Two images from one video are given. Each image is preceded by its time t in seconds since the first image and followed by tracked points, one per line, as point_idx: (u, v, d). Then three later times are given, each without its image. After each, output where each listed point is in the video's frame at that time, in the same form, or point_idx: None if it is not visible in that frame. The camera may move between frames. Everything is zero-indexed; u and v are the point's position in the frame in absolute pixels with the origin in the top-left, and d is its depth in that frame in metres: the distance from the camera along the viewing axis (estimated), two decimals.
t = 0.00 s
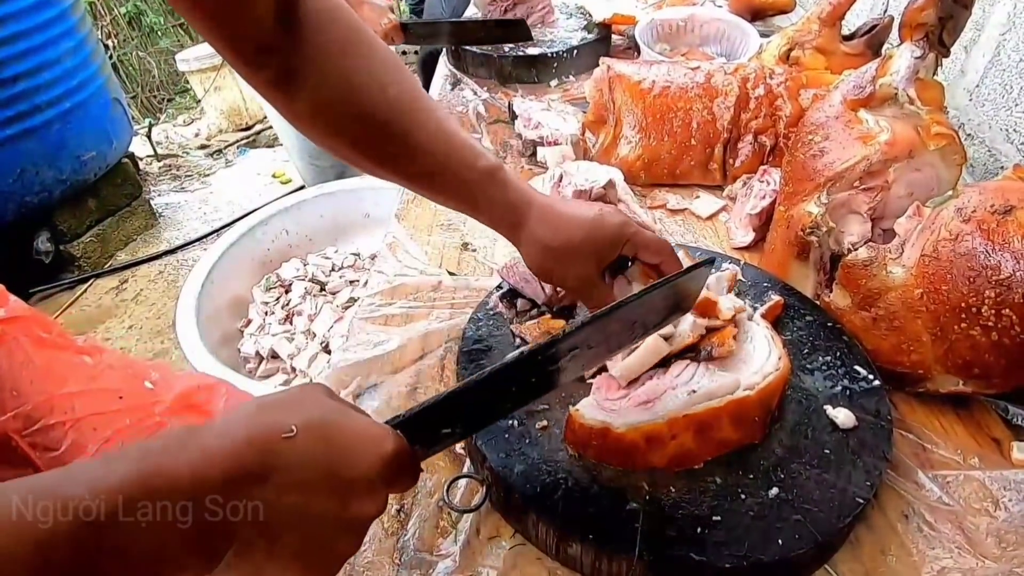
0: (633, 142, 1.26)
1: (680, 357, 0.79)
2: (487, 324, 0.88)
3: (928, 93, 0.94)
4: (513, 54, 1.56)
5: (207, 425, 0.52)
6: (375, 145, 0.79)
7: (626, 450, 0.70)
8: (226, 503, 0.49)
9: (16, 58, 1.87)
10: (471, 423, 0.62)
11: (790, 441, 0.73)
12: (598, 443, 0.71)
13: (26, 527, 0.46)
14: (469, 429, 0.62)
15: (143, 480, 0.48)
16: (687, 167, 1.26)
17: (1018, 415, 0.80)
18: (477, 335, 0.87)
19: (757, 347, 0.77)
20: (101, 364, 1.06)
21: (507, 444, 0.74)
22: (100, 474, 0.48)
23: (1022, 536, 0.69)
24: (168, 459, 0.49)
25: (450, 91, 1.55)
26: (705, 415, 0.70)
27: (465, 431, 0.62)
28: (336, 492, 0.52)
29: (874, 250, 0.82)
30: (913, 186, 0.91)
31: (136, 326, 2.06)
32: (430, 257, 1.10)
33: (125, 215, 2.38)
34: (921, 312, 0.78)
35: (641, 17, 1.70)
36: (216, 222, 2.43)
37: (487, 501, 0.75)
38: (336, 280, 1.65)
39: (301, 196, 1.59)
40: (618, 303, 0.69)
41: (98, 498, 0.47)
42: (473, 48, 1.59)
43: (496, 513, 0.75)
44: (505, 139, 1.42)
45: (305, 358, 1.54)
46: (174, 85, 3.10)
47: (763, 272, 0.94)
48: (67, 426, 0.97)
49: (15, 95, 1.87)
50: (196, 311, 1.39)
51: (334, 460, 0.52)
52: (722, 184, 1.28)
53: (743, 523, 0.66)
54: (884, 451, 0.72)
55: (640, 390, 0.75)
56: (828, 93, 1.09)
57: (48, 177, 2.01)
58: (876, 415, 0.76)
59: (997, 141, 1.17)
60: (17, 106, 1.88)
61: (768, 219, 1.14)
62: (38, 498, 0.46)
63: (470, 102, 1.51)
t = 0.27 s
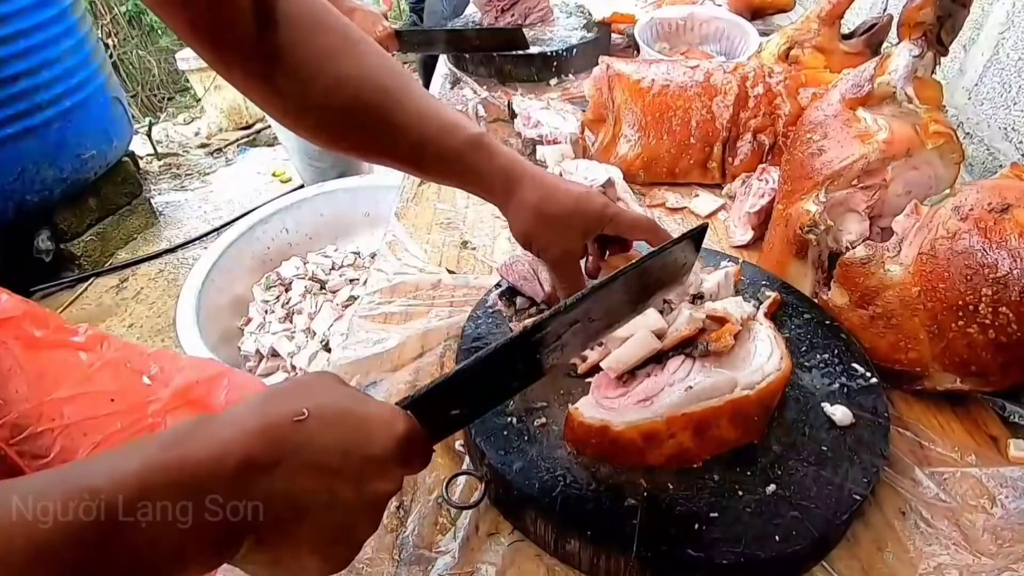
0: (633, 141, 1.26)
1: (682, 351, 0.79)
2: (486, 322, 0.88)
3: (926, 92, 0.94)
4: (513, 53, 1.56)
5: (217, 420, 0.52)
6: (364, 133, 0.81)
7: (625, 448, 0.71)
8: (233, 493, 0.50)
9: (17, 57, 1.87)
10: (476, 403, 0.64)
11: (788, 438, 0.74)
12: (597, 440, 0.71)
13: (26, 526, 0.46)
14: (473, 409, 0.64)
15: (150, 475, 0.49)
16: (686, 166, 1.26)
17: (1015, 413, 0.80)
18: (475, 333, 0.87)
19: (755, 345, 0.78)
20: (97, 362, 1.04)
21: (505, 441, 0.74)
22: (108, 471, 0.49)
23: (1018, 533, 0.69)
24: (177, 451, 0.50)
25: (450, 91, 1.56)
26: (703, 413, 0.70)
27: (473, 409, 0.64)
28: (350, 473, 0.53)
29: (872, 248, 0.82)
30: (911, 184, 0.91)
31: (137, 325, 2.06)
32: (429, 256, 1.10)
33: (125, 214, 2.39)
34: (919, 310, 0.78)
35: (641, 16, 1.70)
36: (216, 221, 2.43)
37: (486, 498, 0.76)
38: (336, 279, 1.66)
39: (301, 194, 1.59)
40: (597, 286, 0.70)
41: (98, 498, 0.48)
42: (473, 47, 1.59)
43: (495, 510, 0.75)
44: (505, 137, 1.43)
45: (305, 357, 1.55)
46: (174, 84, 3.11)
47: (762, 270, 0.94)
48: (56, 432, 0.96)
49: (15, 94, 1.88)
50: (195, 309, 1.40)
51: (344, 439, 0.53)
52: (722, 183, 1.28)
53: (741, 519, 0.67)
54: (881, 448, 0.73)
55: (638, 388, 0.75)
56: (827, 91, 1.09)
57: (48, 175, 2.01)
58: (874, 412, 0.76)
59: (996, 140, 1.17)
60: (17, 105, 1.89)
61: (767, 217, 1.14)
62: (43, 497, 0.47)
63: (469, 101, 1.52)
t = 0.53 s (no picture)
0: (634, 140, 1.26)
1: (684, 350, 0.79)
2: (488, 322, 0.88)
3: (927, 92, 0.94)
4: (515, 53, 1.56)
5: (203, 365, 0.52)
6: (320, 121, 0.87)
7: (626, 446, 0.71)
8: (241, 440, 0.54)
9: (18, 57, 1.87)
10: (472, 323, 0.73)
11: (790, 437, 0.74)
12: (599, 440, 0.71)
13: (26, 527, 0.45)
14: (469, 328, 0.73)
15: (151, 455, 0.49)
16: (687, 165, 1.27)
17: (1016, 412, 0.80)
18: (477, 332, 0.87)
19: (757, 344, 0.78)
20: (88, 367, 1.10)
21: (507, 440, 0.74)
22: (100, 450, 0.48)
23: (1020, 532, 0.69)
24: (172, 423, 0.50)
25: (451, 91, 1.56)
26: (705, 411, 0.71)
27: (471, 329, 0.74)
28: (368, 383, 0.59)
29: (874, 247, 0.83)
30: (913, 184, 0.91)
31: (138, 325, 2.06)
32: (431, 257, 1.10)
33: (127, 213, 2.39)
34: (921, 309, 0.78)
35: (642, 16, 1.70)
36: (218, 221, 2.44)
37: (488, 497, 0.76)
38: (336, 279, 1.67)
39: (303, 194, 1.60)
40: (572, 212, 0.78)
41: (97, 498, 0.48)
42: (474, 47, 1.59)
43: (498, 509, 0.75)
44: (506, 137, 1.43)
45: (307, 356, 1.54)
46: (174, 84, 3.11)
47: (764, 269, 0.95)
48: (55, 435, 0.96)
49: (17, 94, 1.88)
50: (198, 310, 1.40)
51: (359, 354, 0.58)
52: (723, 182, 1.28)
53: (743, 517, 0.67)
54: (883, 447, 0.73)
55: (640, 388, 0.75)
56: (828, 91, 1.09)
57: (50, 175, 2.02)
58: (875, 412, 0.76)
59: (997, 139, 1.17)
60: (19, 104, 1.89)
61: (768, 217, 1.14)
62: (38, 498, 0.45)
63: (471, 100, 1.52)
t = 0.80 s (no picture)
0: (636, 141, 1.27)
1: (685, 351, 0.79)
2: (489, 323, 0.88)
3: (929, 93, 0.93)
4: (517, 54, 1.56)
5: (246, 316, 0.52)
6: (291, 159, 0.81)
7: (628, 448, 0.71)
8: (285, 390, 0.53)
9: (21, 58, 1.88)
10: (495, 291, 0.74)
11: (792, 438, 0.74)
12: (601, 441, 0.72)
13: (27, 527, 0.44)
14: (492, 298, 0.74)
15: (157, 437, 0.47)
16: (688, 166, 1.27)
17: (1018, 413, 0.80)
18: (479, 333, 0.87)
19: (759, 345, 0.78)
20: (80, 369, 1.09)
21: (509, 441, 0.75)
22: (110, 441, 0.45)
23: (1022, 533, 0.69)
24: (183, 402, 0.48)
25: (453, 92, 1.56)
26: (707, 413, 0.71)
27: (494, 299, 0.74)
28: (410, 332, 0.59)
29: (875, 249, 0.83)
30: (914, 185, 0.91)
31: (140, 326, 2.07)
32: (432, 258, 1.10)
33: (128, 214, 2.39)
34: (922, 310, 0.79)
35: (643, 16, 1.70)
36: (219, 221, 2.44)
37: (490, 498, 0.76)
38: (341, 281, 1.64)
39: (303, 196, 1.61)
40: (581, 184, 0.78)
41: (98, 498, 0.46)
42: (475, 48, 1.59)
43: (500, 510, 0.75)
44: (508, 138, 1.43)
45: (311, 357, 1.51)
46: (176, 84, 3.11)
47: (765, 270, 0.95)
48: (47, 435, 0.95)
49: (20, 95, 1.88)
50: (200, 312, 1.41)
51: (394, 306, 0.58)
52: (725, 183, 1.28)
53: (745, 519, 0.67)
54: (885, 448, 0.73)
55: (642, 389, 0.76)
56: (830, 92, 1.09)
57: (52, 176, 2.02)
58: (877, 413, 0.76)
59: (999, 140, 1.17)
60: (22, 105, 1.90)
61: (770, 217, 1.14)
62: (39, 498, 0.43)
63: (472, 101, 1.53)
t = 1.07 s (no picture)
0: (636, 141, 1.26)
1: (685, 351, 0.79)
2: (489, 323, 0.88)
3: (930, 92, 0.93)
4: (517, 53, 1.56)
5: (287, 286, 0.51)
6: (273, 176, 0.75)
7: (627, 448, 0.71)
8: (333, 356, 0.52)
9: (23, 58, 1.88)
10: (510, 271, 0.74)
11: (792, 438, 0.74)
12: (600, 441, 0.71)
13: (26, 527, 0.42)
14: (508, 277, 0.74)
15: (154, 425, 0.44)
16: (689, 166, 1.27)
17: (1019, 414, 0.80)
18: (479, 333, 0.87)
19: (759, 345, 0.78)
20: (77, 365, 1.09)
21: (508, 441, 0.74)
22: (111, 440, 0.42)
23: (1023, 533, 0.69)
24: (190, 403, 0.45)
25: (453, 92, 1.56)
26: (707, 413, 0.70)
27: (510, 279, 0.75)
28: (445, 298, 0.60)
29: (875, 249, 0.82)
30: (915, 184, 0.91)
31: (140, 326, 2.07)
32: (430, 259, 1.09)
33: (130, 214, 2.39)
34: (922, 310, 0.78)
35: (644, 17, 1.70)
36: (220, 222, 2.44)
37: (490, 498, 0.76)
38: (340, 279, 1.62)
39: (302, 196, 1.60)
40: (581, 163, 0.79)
41: (97, 498, 0.44)
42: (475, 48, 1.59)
43: (500, 510, 0.75)
44: (508, 138, 1.43)
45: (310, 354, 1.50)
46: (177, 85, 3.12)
47: (766, 270, 0.94)
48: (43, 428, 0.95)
49: (21, 95, 1.88)
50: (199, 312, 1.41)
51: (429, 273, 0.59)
52: (725, 183, 1.28)
53: (745, 519, 0.67)
54: (885, 449, 0.73)
55: (642, 389, 0.76)
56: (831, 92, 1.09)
57: (53, 176, 2.02)
58: (878, 414, 0.76)
59: (1000, 140, 1.17)
60: (23, 106, 1.89)
61: (770, 217, 1.14)
62: (39, 498, 0.42)
63: (473, 101, 1.53)
